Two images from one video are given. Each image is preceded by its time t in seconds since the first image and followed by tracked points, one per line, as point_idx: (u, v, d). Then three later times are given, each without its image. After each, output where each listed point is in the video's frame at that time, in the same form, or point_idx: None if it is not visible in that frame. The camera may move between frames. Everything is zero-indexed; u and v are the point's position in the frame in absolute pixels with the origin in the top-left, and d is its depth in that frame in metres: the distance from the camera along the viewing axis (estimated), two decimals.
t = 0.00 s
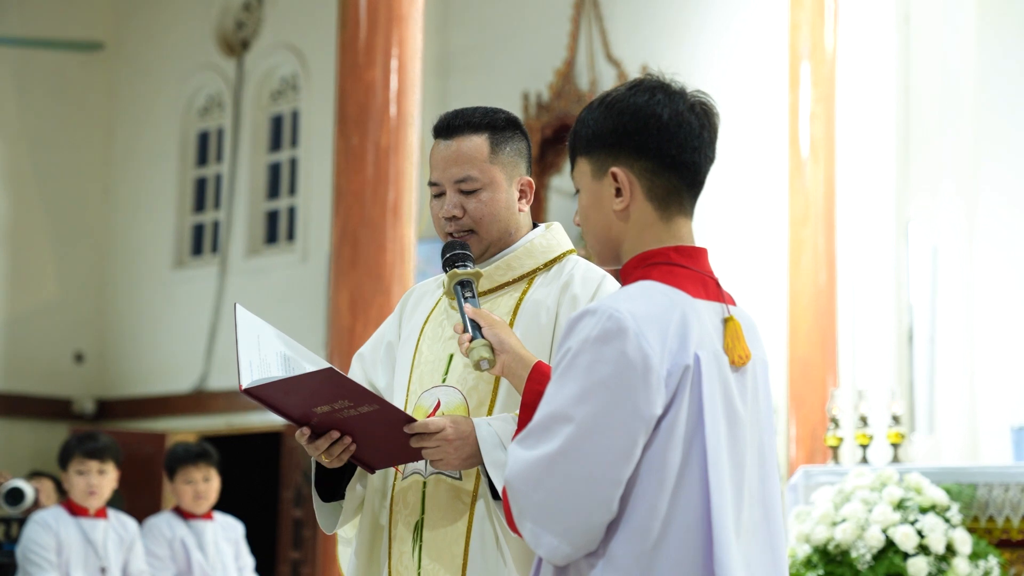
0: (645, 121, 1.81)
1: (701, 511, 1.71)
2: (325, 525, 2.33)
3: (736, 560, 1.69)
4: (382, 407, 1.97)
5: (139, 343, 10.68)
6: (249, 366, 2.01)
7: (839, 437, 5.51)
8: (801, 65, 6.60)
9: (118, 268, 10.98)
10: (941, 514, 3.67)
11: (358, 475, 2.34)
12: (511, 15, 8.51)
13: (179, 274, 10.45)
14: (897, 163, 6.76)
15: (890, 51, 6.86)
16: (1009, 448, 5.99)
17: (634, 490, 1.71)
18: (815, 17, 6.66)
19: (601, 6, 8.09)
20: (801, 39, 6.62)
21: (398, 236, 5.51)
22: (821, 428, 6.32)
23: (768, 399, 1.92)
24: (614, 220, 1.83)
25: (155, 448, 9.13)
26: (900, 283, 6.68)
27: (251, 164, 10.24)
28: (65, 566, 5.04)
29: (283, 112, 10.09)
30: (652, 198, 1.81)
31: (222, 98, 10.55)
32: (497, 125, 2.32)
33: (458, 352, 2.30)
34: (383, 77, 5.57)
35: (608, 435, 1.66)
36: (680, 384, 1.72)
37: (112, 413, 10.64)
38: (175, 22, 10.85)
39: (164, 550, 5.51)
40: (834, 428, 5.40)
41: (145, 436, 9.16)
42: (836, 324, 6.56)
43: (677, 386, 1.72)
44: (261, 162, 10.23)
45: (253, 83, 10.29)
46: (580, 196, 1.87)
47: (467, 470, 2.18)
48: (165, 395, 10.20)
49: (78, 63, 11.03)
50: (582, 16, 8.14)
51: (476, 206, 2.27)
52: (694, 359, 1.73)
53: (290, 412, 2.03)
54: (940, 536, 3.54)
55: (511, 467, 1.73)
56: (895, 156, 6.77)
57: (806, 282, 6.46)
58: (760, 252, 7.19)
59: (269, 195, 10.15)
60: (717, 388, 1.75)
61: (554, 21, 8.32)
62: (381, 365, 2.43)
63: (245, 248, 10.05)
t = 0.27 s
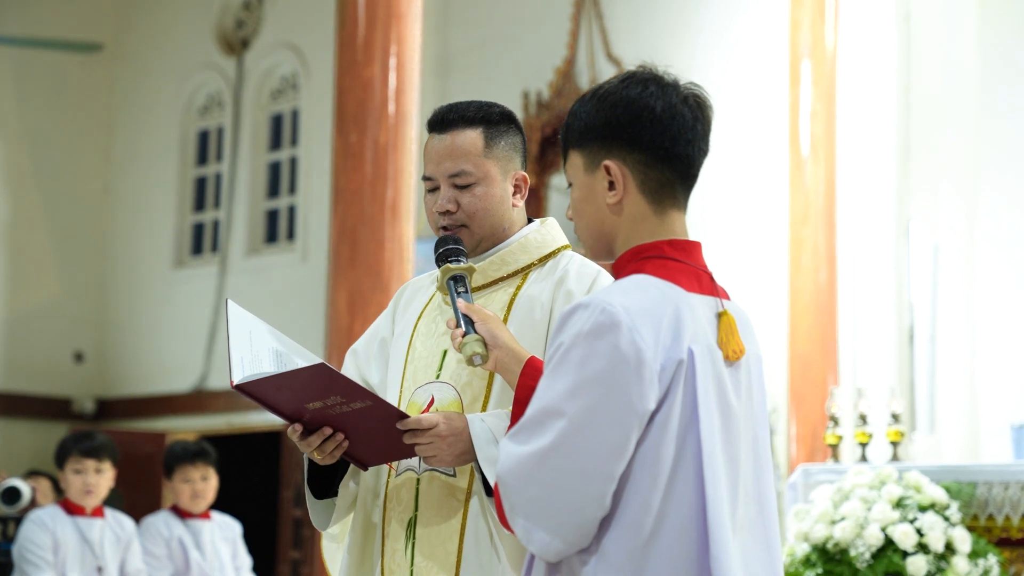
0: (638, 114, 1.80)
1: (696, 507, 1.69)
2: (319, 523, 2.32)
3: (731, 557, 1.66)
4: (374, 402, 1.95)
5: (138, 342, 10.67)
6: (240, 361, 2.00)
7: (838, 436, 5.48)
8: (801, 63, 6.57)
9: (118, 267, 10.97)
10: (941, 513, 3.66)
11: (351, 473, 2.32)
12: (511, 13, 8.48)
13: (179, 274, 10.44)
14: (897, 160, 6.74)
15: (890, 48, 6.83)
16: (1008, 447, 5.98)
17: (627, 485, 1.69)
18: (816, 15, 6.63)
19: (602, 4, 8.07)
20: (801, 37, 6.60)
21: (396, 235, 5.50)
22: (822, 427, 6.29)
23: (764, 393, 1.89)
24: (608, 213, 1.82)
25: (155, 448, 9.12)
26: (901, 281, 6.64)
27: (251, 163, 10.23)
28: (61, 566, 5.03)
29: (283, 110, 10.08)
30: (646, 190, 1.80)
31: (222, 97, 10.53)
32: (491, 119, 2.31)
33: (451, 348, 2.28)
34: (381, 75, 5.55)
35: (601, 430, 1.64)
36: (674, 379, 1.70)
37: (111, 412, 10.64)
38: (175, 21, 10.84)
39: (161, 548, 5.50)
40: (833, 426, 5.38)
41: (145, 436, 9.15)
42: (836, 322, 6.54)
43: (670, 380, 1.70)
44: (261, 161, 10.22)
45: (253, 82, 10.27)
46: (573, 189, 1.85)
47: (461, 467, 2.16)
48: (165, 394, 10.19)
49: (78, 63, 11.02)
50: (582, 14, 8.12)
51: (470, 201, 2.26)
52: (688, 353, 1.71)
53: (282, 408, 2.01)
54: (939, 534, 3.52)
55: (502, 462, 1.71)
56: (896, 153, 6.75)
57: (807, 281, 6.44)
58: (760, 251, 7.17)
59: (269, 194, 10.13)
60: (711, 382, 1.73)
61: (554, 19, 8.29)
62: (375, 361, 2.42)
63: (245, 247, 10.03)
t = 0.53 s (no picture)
0: (631, 108, 1.78)
1: (688, 507, 1.68)
2: (309, 520, 2.30)
3: (724, 558, 1.65)
4: (365, 398, 1.94)
5: (138, 342, 10.66)
6: (230, 356, 2.00)
7: (837, 435, 5.47)
8: (802, 63, 6.55)
9: (118, 267, 10.97)
10: (940, 512, 3.64)
11: (342, 470, 2.31)
12: (510, 12, 8.46)
13: (179, 273, 10.44)
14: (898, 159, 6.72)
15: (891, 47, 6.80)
16: (1008, 446, 5.96)
17: (619, 485, 1.67)
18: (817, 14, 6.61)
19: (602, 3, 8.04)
20: (802, 35, 6.58)
21: (395, 234, 5.48)
22: (822, 427, 6.27)
23: (758, 392, 1.88)
24: (600, 209, 1.80)
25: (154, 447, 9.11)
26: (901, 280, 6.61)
27: (251, 163, 10.22)
28: (58, 565, 5.03)
29: (282, 110, 10.08)
30: (638, 186, 1.78)
31: (222, 96, 10.52)
32: (483, 114, 2.29)
33: (444, 345, 2.27)
34: (380, 74, 5.55)
35: (592, 428, 1.62)
36: (666, 377, 1.68)
37: (111, 412, 10.63)
38: (175, 20, 10.83)
39: (159, 548, 5.51)
40: (832, 426, 5.36)
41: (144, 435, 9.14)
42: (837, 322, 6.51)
43: (662, 378, 1.68)
44: (261, 161, 10.22)
45: (253, 81, 10.26)
46: (565, 184, 1.83)
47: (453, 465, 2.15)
48: (164, 394, 10.18)
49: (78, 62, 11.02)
50: (582, 13, 8.09)
51: (462, 197, 2.25)
52: (680, 351, 1.70)
53: (271, 403, 2.00)
54: (937, 534, 3.50)
55: (493, 461, 1.70)
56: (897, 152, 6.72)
57: (807, 280, 6.42)
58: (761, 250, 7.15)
59: (268, 194, 10.13)
60: (704, 380, 1.72)
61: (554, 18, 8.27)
62: (366, 358, 2.40)
63: (245, 247, 10.02)
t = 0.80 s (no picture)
0: (624, 105, 1.77)
1: (681, 506, 1.67)
2: (301, 520, 2.29)
3: (717, 558, 1.64)
4: (357, 397, 1.93)
5: (138, 342, 10.66)
6: (221, 356, 2.00)
7: (836, 435, 5.45)
8: (802, 62, 6.54)
9: (118, 267, 10.96)
10: (937, 512, 3.63)
11: (334, 470, 2.30)
12: (509, 11, 8.44)
13: (179, 273, 10.43)
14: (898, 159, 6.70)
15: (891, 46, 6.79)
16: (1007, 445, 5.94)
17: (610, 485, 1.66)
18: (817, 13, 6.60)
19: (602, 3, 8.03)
20: (801, 34, 6.56)
21: (393, 233, 5.48)
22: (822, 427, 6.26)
23: (751, 390, 1.87)
24: (592, 206, 1.79)
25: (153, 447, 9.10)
26: (901, 279, 6.59)
27: (251, 163, 10.22)
28: (54, 565, 5.02)
29: (282, 109, 10.08)
30: (631, 183, 1.77)
31: (221, 96, 10.51)
32: (476, 112, 2.29)
33: (438, 343, 2.26)
34: (378, 73, 5.54)
35: (583, 427, 1.61)
36: (658, 375, 1.67)
37: (111, 412, 10.63)
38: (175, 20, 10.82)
39: (155, 547, 5.50)
40: (831, 425, 5.35)
41: (144, 435, 9.14)
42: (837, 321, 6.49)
43: (654, 377, 1.67)
44: (261, 160, 10.21)
45: (252, 81, 10.26)
46: (558, 182, 1.82)
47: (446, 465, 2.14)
48: (164, 394, 10.18)
49: (78, 62, 11.02)
50: (582, 12, 8.08)
51: (455, 195, 2.24)
52: (673, 350, 1.69)
53: (263, 403, 1.99)
54: (935, 534, 3.49)
55: (484, 461, 1.69)
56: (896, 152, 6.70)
57: (807, 280, 6.41)
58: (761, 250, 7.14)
59: (268, 193, 10.13)
60: (698, 379, 1.70)
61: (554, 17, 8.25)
62: (359, 358, 2.40)
63: (245, 247, 10.01)
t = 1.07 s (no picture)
0: (614, 102, 1.76)
1: (670, 505, 1.66)
2: (292, 520, 2.29)
3: (706, 557, 1.63)
4: (347, 395, 1.93)
5: (137, 341, 10.66)
6: (211, 356, 1.99)
7: (832, 435, 5.45)
8: (800, 62, 6.53)
9: (117, 267, 10.96)
10: (934, 512, 3.62)
11: (325, 469, 2.29)
12: (508, 11, 8.43)
13: (178, 273, 10.44)
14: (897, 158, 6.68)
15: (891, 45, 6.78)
16: (1005, 444, 5.94)
17: (599, 484, 1.65)
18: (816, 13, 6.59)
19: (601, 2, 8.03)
20: (800, 34, 6.55)
21: (390, 231, 5.45)
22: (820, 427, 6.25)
23: (741, 389, 1.86)
24: (582, 204, 1.78)
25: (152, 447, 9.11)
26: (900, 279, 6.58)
27: (251, 163, 10.23)
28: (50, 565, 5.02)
29: (282, 109, 10.09)
30: (621, 180, 1.76)
31: (220, 96, 10.51)
32: (468, 109, 2.28)
33: (429, 342, 2.26)
34: (376, 73, 5.55)
35: (572, 425, 1.61)
36: (647, 373, 1.67)
37: (110, 412, 10.63)
38: (174, 20, 10.82)
39: (151, 546, 5.48)
40: (828, 425, 5.33)
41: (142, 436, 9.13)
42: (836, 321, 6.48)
43: (643, 376, 1.67)
44: (261, 160, 10.23)
45: (252, 81, 10.26)
46: (548, 179, 1.81)
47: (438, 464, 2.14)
48: (164, 394, 10.18)
49: (78, 62, 11.03)
50: (581, 12, 8.07)
51: (447, 192, 2.23)
52: (662, 348, 1.68)
53: (253, 402, 1.99)
54: (932, 533, 3.49)
55: (472, 459, 1.68)
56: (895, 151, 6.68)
57: (806, 280, 6.40)
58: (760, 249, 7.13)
59: (268, 193, 10.13)
60: (687, 378, 1.70)
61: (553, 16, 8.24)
62: (351, 357, 2.39)
63: (244, 246, 10.02)
